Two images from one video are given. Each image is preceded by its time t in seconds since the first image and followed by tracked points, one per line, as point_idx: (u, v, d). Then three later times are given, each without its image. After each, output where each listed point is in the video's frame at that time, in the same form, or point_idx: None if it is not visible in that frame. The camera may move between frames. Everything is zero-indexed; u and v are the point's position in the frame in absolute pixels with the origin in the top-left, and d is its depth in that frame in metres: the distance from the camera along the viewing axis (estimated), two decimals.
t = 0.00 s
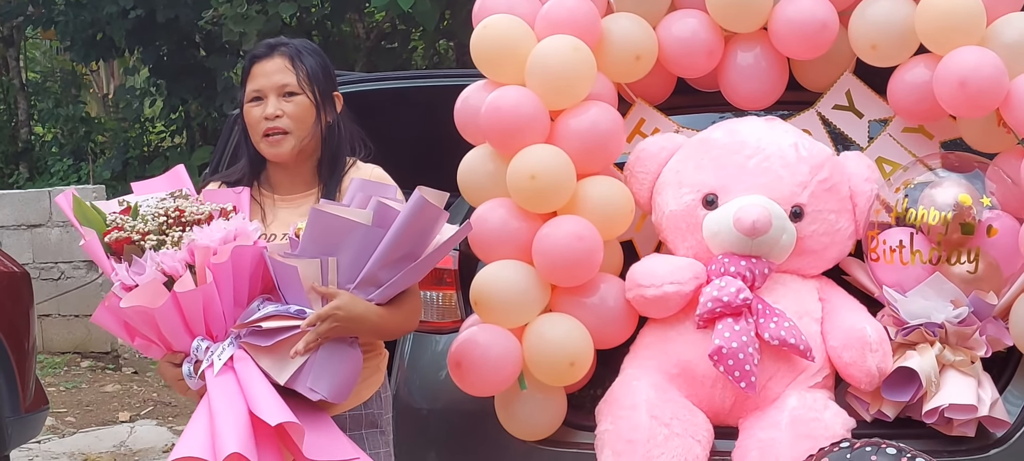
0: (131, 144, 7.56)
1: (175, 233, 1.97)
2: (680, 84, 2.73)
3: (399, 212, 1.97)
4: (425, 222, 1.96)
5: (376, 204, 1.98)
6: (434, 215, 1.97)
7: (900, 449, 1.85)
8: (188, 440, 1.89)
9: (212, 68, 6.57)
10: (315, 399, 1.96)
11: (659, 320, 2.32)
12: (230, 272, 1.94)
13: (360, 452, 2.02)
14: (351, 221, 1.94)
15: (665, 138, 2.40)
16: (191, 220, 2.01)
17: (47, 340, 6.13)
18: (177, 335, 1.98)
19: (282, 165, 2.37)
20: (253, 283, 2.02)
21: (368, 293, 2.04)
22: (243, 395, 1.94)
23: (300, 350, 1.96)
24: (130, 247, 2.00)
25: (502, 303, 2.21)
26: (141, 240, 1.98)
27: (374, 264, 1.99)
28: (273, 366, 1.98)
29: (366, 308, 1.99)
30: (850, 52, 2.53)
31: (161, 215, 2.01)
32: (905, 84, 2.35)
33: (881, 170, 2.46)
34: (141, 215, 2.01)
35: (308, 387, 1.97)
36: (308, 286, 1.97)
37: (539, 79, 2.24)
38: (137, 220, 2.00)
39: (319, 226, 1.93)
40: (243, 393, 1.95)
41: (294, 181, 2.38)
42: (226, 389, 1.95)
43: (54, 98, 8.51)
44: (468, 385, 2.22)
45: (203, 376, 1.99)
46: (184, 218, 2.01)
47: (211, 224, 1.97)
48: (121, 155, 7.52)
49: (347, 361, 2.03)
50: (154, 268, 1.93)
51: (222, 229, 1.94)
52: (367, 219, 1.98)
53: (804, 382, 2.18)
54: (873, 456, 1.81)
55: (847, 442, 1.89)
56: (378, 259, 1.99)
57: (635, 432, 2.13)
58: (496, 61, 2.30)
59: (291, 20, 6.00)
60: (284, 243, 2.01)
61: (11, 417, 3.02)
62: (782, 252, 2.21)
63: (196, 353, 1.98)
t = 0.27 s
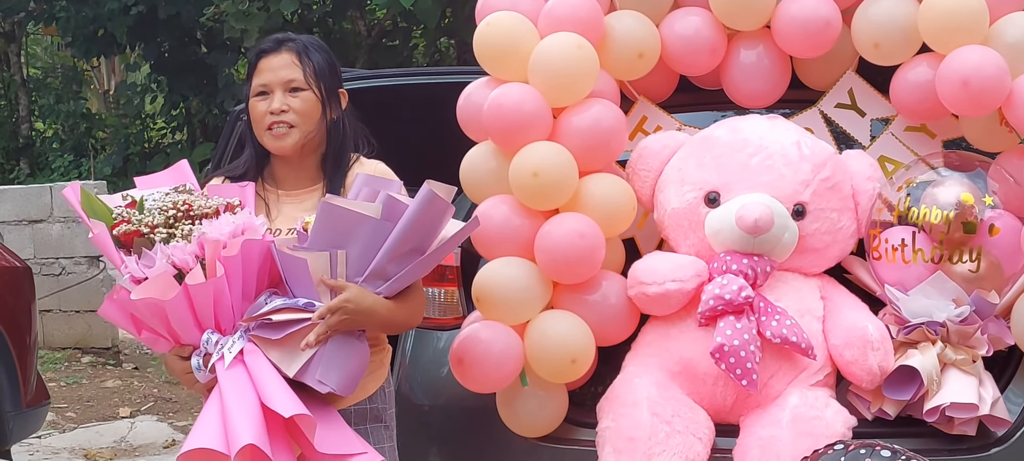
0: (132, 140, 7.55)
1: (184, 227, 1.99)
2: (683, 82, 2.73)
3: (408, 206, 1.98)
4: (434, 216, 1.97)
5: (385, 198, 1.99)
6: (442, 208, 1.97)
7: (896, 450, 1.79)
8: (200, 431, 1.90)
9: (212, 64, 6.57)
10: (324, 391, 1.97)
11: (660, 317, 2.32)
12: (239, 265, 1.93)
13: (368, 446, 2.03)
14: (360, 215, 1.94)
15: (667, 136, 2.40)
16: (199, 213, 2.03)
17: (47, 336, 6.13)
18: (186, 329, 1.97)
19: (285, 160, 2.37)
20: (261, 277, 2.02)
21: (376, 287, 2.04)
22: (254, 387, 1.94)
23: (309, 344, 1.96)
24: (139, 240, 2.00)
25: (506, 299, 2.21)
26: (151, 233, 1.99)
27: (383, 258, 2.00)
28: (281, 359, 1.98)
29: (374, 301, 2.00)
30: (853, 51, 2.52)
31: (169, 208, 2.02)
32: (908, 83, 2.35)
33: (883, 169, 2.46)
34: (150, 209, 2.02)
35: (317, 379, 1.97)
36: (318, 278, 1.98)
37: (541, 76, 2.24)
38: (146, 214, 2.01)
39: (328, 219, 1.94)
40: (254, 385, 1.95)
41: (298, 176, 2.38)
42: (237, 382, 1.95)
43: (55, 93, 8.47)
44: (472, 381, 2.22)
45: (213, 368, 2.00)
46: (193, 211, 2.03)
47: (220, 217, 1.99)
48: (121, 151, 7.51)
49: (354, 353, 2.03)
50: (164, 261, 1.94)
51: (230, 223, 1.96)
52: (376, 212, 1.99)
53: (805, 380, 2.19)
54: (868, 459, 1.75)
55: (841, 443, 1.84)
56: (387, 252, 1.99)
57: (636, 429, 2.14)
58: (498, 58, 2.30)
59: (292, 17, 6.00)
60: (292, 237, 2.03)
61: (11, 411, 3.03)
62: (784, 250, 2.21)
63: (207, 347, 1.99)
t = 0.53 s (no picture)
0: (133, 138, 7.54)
1: (184, 227, 1.98)
2: (685, 81, 2.73)
3: (409, 199, 1.99)
4: (434, 208, 1.98)
5: (385, 191, 2.00)
6: (444, 201, 1.98)
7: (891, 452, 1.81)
8: (208, 430, 1.89)
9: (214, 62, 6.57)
10: (331, 386, 1.97)
11: (662, 316, 2.32)
12: (241, 263, 1.94)
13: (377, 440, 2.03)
14: (362, 209, 1.95)
15: (669, 134, 2.40)
16: (199, 213, 2.02)
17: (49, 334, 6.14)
18: (189, 328, 1.98)
19: (285, 159, 2.37)
20: (263, 275, 2.02)
21: (379, 280, 2.04)
22: (259, 383, 1.95)
23: (315, 340, 1.96)
24: (141, 241, 2.00)
25: (508, 298, 2.21)
26: (151, 235, 1.99)
27: (385, 251, 2.00)
28: (287, 355, 1.98)
29: (379, 293, 2.00)
30: (856, 50, 2.52)
31: (169, 209, 2.01)
32: (910, 82, 2.35)
33: (886, 168, 2.47)
34: (150, 210, 2.02)
35: (323, 375, 1.97)
36: (321, 274, 1.98)
37: (544, 75, 2.24)
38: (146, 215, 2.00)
39: (330, 215, 1.94)
40: (259, 383, 1.95)
41: (298, 174, 2.38)
42: (242, 379, 1.95)
43: (57, 91, 8.50)
44: (477, 380, 2.22)
45: (217, 368, 1.99)
46: (192, 212, 2.02)
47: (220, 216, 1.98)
48: (122, 149, 7.52)
49: (360, 348, 2.03)
50: (165, 261, 1.94)
51: (230, 222, 1.95)
52: (377, 206, 1.99)
53: (807, 379, 2.19)
54: None
55: (838, 446, 1.86)
56: (389, 245, 1.99)
57: (638, 428, 2.14)
58: (501, 56, 2.30)
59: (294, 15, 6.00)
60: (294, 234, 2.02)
61: (13, 409, 3.04)
62: (786, 249, 2.21)
63: (211, 345, 1.98)
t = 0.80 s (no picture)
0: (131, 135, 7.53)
1: (182, 223, 1.98)
2: (684, 78, 2.72)
3: (406, 197, 1.98)
4: (432, 207, 1.97)
5: (382, 190, 1.99)
6: (441, 199, 1.97)
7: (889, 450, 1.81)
8: (203, 427, 1.90)
9: (213, 59, 6.55)
10: (326, 384, 1.97)
11: (661, 314, 2.32)
12: (239, 261, 1.94)
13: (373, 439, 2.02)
14: (359, 207, 1.95)
15: (668, 132, 2.40)
16: (197, 210, 2.02)
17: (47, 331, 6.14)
18: (186, 325, 1.98)
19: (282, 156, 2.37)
20: (261, 273, 2.02)
21: (376, 280, 2.03)
22: (256, 381, 1.95)
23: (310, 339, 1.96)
24: (137, 238, 2.00)
25: (507, 295, 2.21)
26: (149, 231, 1.99)
27: (382, 250, 2.00)
28: (282, 353, 1.99)
29: (375, 293, 1.99)
30: (854, 48, 2.53)
31: (167, 206, 2.01)
32: (909, 80, 2.35)
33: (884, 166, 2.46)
34: (148, 206, 2.02)
35: (319, 373, 1.97)
36: (317, 272, 1.97)
37: (543, 72, 2.24)
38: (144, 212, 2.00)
39: (326, 213, 1.94)
40: (256, 381, 1.95)
41: (296, 172, 2.38)
42: (239, 377, 1.95)
43: (55, 88, 8.49)
44: (473, 378, 2.22)
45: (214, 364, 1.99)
46: (191, 209, 2.02)
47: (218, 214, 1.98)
48: (120, 147, 7.51)
49: (357, 347, 2.02)
50: (162, 257, 1.94)
51: (228, 219, 1.95)
52: (374, 204, 1.99)
53: (806, 376, 2.19)
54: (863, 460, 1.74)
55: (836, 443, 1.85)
56: (386, 244, 1.99)
57: (637, 426, 2.14)
58: (499, 54, 2.30)
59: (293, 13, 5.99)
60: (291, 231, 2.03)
61: (12, 406, 3.03)
62: (784, 247, 2.21)
63: (208, 342, 1.99)
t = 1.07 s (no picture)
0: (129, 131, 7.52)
1: (177, 220, 1.97)
2: (683, 75, 2.72)
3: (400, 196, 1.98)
4: (425, 205, 1.97)
5: (376, 188, 1.99)
6: (435, 197, 1.97)
7: (891, 444, 1.81)
8: (196, 426, 1.90)
9: (210, 56, 6.54)
10: (318, 383, 1.97)
11: (659, 311, 2.32)
12: (233, 258, 1.95)
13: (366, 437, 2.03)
14: (353, 206, 1.94)
15: (667, 129, 2.40)
16: (193, 207, 2.01)
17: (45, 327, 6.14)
18: (181, 321, 1.98)
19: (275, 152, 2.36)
20: (255, 270, 2.02)
21: (369, 278, 2.03)
22: (249, 380, 1.95)
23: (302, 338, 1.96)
24: (132, 234, 2.00)
25: (505, 291, 2.20)
26: (144, 227, 1.98)
27: (376, 248, 1.99)
28: (276, 352, 1.99)
29: (368, 291, 1.99)
30: (852, 45, 2.54)
31: (163, 202, 2.00)
32: (908, 77, 2.35)
33: (882, 162, 2.45)
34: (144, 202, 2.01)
35: (311, 372, 1.97)
36: (310, 271, 1.97)
37: (541, 68, 2.23)
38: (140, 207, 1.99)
39: (320, 211, 1.93)
40: (249, 379, 1.95)
41: (291, 167, 2.37)
42: (232, 376, 1.94)
43: (53, 84, 8.47)
44: (471, 375, 2.22)
45: (206, 363, 2.00)
46: (187, 205, 2.01)
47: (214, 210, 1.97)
48: (118, 143, 7.50)
49: (350, 345, 2.02)
50: (157, 254, 1.93)
51: (224, 216, 1.95)
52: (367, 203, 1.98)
53: (804, 373, 2.19)
54: (865, 454, 1.78)
55: (838, 438, 1.86)
56: (379, 242, 1.99)
57: (635, 422, 2.14)
58: (498, 50, 2.29)
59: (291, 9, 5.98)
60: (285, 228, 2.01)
61: (11, 403, 3.02)
62: (783, 244, 2.21)
63: (201, 340, 1.99)
